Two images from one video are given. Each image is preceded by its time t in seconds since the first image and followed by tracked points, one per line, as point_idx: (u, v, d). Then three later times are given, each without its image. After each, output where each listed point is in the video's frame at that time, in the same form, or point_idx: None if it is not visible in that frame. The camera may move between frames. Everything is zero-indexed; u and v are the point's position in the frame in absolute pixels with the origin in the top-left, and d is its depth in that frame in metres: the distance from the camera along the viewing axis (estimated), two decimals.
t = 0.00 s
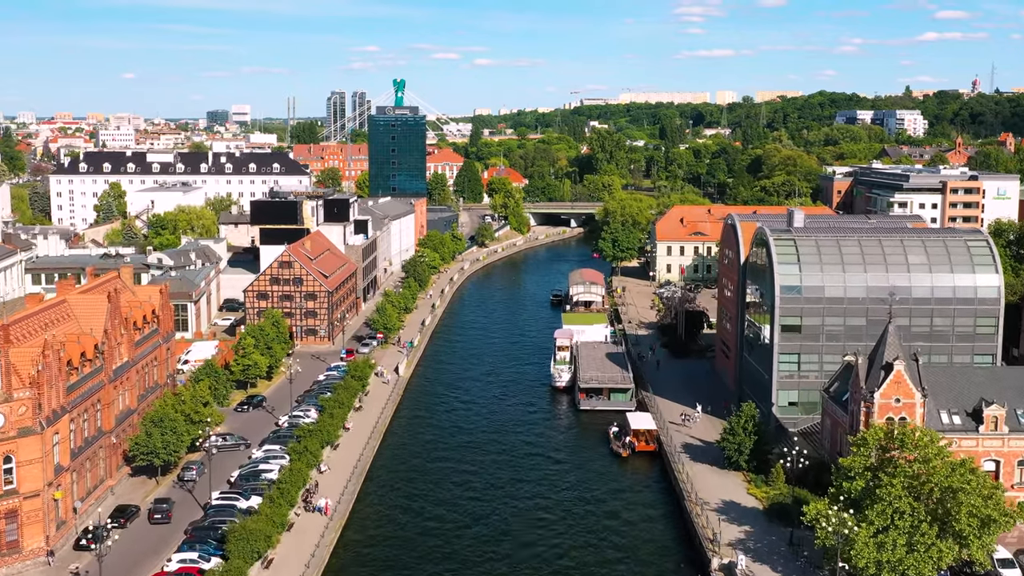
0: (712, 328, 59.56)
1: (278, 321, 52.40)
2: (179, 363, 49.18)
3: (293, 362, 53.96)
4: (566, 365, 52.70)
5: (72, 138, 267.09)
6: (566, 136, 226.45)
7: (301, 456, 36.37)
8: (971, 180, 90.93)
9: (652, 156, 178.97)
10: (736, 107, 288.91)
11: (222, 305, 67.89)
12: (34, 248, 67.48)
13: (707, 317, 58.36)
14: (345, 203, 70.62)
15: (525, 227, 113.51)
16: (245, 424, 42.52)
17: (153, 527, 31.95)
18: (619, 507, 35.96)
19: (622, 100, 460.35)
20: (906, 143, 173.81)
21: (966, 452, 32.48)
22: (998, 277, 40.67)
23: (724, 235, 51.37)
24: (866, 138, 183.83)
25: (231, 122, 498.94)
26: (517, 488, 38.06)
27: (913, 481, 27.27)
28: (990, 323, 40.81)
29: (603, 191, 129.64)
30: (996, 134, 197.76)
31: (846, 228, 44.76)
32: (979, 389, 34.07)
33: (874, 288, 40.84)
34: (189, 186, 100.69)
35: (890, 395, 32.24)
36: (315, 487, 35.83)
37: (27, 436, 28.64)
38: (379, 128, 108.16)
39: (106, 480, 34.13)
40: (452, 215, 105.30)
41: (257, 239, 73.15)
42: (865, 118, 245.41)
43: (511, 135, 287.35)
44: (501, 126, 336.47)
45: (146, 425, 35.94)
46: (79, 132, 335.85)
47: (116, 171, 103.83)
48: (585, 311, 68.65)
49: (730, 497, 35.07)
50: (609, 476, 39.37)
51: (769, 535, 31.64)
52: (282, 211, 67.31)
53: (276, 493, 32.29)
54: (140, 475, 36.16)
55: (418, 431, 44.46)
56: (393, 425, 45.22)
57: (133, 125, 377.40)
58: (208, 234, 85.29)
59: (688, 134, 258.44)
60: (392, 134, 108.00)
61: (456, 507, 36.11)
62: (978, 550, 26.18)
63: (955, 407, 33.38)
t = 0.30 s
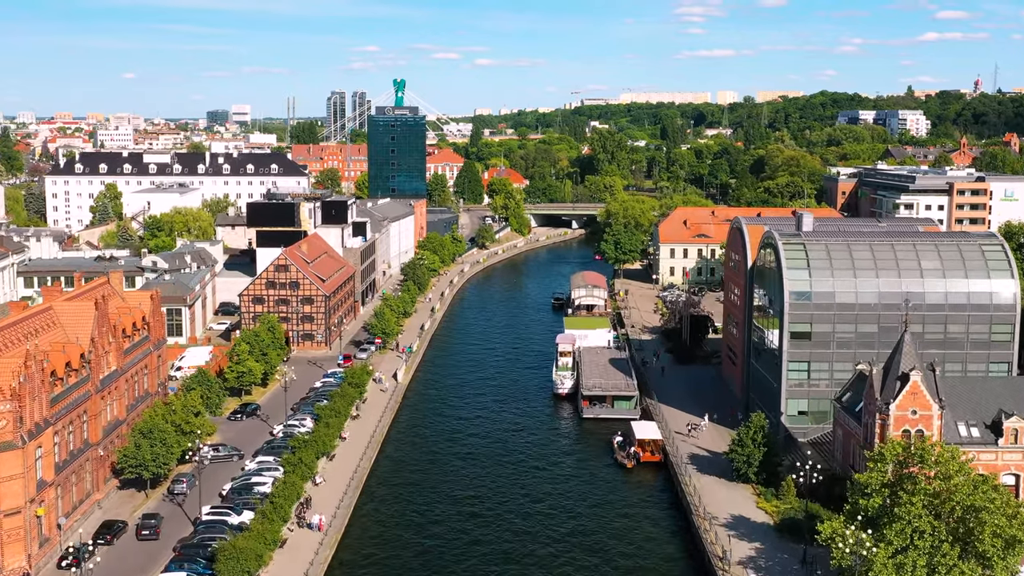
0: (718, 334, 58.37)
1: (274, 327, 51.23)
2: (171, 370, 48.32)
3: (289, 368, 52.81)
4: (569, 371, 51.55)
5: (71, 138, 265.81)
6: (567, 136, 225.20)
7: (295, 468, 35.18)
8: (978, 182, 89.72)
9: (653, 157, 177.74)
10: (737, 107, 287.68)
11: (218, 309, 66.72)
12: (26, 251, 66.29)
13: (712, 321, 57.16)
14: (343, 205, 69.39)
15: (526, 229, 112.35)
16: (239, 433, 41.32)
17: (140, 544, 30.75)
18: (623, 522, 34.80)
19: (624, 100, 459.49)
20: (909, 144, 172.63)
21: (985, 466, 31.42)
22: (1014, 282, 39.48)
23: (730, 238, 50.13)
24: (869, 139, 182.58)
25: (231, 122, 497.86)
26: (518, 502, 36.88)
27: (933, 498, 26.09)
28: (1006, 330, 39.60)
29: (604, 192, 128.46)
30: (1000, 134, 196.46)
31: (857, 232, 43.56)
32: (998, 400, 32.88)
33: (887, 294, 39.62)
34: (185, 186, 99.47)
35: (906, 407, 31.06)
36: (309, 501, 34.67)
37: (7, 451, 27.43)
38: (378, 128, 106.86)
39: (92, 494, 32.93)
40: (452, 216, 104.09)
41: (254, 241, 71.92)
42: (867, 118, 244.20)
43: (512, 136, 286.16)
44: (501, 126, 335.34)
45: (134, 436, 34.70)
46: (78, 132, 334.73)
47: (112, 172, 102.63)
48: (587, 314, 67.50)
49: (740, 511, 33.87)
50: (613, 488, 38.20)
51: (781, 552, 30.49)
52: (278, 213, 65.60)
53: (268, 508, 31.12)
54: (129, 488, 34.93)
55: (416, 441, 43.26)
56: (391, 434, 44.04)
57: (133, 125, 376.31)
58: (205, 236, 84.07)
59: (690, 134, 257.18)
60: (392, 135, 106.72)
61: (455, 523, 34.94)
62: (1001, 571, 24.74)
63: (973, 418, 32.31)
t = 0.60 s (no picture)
0: (723, 339, 57.16)
1: (269, 333, 50.00)
2: (163, 378, 47.18)
3: (285, 375, 51.58)
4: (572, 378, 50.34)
5: (70, 138, 264.23)
6: (568, 137, 224.03)
7: (289, 482, 33.95)
8: (986, 183, 88.45)
9: (655, 157, 176.51)
10: (739, 108, 286.49)
11: (213, 313, 65.52)
12: (18, 254, 65.11)
13: (717, 326, 55.97)
14: (341, 207, 68.15)
15: (527, 230, 111.11)
16: (232, 443, 40.09)
17: (126, 562, 29.52)
18: (628, 539, 33.63)
19: (624, 100, 458.42)
20: (912, 144, 171.25)
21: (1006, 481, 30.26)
22: None
23: (737, 242, 48.93)
24: (872, 139, 181.37)
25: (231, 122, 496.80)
26: (519, 518, 35.70)
27: (956, 519, 24.82)
28: None
29: (606, 193, 127.22)
30: (1003, 134, 195.24)
31: (868, 236, 42.32)
32: (1018, 412, 31.69)
33: (900, 300, 38.40)
34: (182, 187, 98.18)
35: (924, 420, 29.83)
36: (303, 517, 33.45)
37: None
38: (378, 128, 105.58)
39: (78, 509, 31.72)
40: (452, 218, 102.87)
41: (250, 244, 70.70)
42: (870, 118, 242.89)
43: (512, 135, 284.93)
44: (501, 127, 333.97)
45: (122, 448, 33.45)
46: (77, 132, 333.19)
47: (108, 173, 101.40)
48: (590, 318, 66.28)
49: (750, 527, 32.62)
50: (617, 502, 37.01)
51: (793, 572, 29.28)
52: (276, 215, 64.91)
53: (260, 525, 29.90)
54: (117, 502, 33.70)
55: (415, 452, 42.02)
56: (389, 444, 42.82)
57: (133, 125, 375.21)
58: (201, 238, 82.84)
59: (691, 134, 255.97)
60: (391, 135, 105.43)
61: (454, 540, 33.76)
62: None
63: (993, 431, 31.14)
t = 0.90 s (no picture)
0: (729, 344, 55.91)
1: (264, 339, 48.74)
2: (155, 385, 46.02)
3: (280, 382, 50.35)
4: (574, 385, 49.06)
5: (68, 138, 262.76)
6: (569, 137, 222.80)
7: (282, 496, 32.66)
8: (993, 184, 87.24)
9: (657, 158, 175.35)
10: (740, 108, 285.41)
11: (208, 317, 64.27)
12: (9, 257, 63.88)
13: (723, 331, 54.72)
14: (339, 209, 66.84)
15: (528, 232, 109.89)
16: (225, 454, 38.86)
17: None
18: (634, 557, 32.39)
19: (625, 100, 457.35)
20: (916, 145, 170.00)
21: None
22: None
23: (744, 245, 47.63)
24: (875, 139, 180.17)
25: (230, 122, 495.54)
26: (521, 532, 34.45)
27: (982, 540, 23.58)
28: None
29: (607, 193, 125.99)
30: (1006, 134, 194.16)
31: (881, 240, 41.05)
32: None
33: (914, 307, 37.14)
34: (179, 188, 96.97)
35: (943, 433, 28.57)
36: (296, 532, 32.20)
37: None
38: (377, 128, 104.40)
39: (62, 525, 30.49)
40: (452, 219, 101.64)
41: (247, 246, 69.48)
42: (872, 119, 241.61)
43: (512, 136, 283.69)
44: (502, 127, 332.63)
45: (108, 462, 32.18)
46: (76, 132, 331.80)
47: (104, 173, 100.19)
48: (592, 322, 65.06)
49: (761, 544, 31.35)
50: (621, 515, 35.77)
51: None
52: (272, 216, 63.36)
53: (252, 542, 28.66)
54: (103, 517, 32.45)
55: (412, 462, 40.78)
56: (387, 454, 41.60)
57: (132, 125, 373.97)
58: (198, 240, 81.61)
59: (692, 134, 254.79)
60: (390, 135, 104.16)
61: (453, 557, 32.53)
62: None
63: (1015, 445, 29.94)
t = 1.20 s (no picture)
0: (735, 350, 54.65)
1: (259, 345, 47.46)
2: (147, 394, 44.84)
3: (275, 390, 49.10)
4: (577, 394, 47.81)
5: (66, 138, 261.13)
6: (569, 137, 221.48)
7: (274, 512, 31.40)
8: (1002, 185, 85.90)
9: (658, 158, 174.07)
10: (742, 108, 284.00)
11: (203, 321, 63.05)
12: None
13: (730, 337, 53.51)
14: (337, 211, 65.53)
15: (528, 233, 108.57)
16: (216, 467, 37.64)
17: None
18: None
19: (625, 99, 456.63)
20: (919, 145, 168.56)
21: None
22: None
23: (751, 249, 46.41)
24: (877, 139, 178.84)
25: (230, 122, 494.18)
26: (522, 549, 33.24)
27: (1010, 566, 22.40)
28: None
29: (609, 194, 124.69)
30: (1009, 134, 192.84)
31: (894, 245, 39.79)
32: None
33: (930, 314, 35.85)
34: (175, 190, 95.70)
35: (965, 449, 27.31)
36: (289, 551, 30.90)
37: None
38: (376, 129, 103.12)
39: (45, 544, 29.23)
40: (452, 221, 100.37)
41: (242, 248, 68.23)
42: (875, 119, 240.26)
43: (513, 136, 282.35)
44: (502, 127, 331.20)
45: (93, 477, 30.93)
46: (74, 132, 330.40)
47: (99, 174, 98.96)
48: (595, 327, 63.81)
49: (774, 562, 30.10)
50: (627, 529, 34.52)
51: None
52: (270, 218, 62.74)
53: (242, 563, 27.41)
54: (88, 534, 31.20)
55: (411, 474, 39.54)
56: (384, 465, 40.36)
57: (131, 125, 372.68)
58: (194, 243, 80.39)
59: (694, 134, 253.42)
60: (389, 136, 102.93)
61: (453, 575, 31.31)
62: None
63: None
